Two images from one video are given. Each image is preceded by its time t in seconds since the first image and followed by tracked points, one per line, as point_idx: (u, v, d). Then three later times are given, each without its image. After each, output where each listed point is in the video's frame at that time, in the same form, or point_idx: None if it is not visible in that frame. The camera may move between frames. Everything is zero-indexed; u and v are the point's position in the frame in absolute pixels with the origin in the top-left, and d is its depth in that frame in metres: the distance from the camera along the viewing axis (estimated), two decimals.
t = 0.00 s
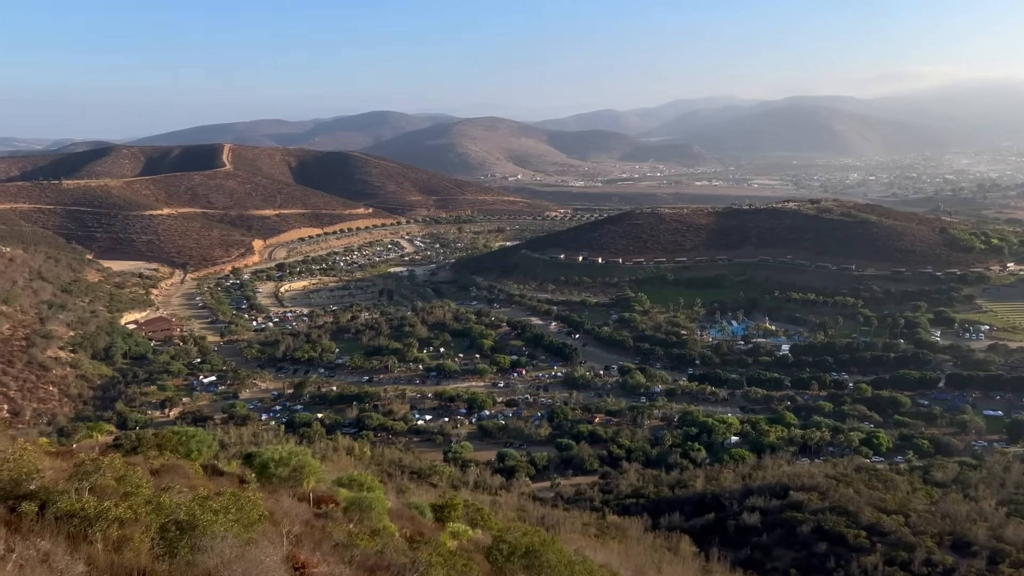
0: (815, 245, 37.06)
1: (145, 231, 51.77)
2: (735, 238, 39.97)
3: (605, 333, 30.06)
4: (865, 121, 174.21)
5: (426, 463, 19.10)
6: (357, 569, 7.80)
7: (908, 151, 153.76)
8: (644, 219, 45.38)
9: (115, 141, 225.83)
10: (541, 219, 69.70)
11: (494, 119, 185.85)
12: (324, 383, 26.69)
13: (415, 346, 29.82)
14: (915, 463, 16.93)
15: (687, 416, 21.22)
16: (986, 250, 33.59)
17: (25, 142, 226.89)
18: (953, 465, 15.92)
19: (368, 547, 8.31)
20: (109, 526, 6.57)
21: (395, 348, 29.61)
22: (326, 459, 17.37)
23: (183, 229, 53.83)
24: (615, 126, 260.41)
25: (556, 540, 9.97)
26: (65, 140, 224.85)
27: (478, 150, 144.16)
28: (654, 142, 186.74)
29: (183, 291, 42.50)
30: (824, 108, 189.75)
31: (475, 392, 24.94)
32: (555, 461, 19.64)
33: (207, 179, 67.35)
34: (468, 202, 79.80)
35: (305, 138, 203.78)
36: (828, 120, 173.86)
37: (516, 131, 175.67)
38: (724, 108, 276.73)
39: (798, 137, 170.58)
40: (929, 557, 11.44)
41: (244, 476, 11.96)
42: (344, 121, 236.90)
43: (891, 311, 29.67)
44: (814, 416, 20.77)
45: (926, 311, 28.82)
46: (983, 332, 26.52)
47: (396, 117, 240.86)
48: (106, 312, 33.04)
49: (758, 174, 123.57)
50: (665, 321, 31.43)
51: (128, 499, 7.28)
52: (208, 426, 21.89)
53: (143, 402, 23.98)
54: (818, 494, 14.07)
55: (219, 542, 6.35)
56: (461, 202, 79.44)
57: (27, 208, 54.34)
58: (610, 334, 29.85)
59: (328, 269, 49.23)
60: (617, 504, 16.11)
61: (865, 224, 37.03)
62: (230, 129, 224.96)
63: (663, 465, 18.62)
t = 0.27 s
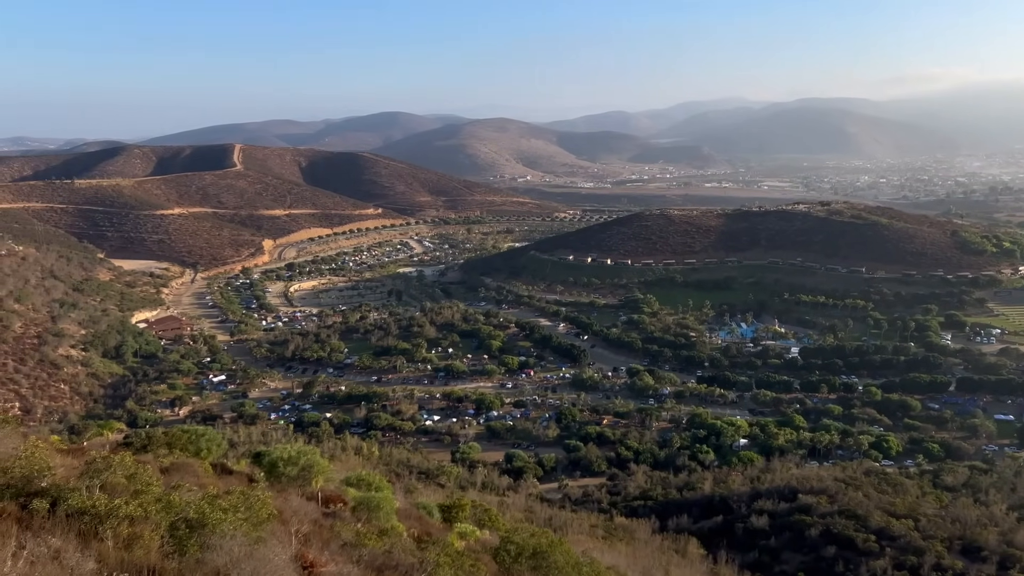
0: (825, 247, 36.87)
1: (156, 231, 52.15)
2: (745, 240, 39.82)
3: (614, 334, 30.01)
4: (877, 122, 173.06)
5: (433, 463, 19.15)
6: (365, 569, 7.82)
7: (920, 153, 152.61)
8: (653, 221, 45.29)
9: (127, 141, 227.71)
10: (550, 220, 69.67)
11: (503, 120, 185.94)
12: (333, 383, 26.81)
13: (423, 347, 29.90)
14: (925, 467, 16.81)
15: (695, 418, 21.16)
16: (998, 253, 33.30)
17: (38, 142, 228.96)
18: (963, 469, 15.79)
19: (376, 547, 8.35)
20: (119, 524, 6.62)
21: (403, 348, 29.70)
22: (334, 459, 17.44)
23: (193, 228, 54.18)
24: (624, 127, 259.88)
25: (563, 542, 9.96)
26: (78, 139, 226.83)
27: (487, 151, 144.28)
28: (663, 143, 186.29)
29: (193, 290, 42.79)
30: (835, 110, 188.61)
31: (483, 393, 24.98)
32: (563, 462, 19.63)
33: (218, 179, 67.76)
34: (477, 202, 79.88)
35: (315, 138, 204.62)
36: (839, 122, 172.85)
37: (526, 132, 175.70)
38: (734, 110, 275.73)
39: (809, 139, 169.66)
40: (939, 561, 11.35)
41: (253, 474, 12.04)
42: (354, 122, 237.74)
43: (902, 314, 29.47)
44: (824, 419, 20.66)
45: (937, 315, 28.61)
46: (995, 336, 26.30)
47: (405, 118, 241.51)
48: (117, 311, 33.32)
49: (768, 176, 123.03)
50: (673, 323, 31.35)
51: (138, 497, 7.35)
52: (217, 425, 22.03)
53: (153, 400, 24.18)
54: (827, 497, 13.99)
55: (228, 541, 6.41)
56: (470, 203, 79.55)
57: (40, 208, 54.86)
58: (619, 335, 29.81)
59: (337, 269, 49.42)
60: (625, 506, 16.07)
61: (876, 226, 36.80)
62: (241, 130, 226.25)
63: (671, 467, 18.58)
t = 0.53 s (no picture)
0: (827, 249, 36.84)
1: (159, 230, 52.23)
2: (747, 242, 39.80)
3: (615, 335, 30.01)
4: (879, 124, 172.93)
5: (434, 464, 19.14)
6: (365, 569, 7.82)
7: (923, 156, 152.43)
8: (655, 222, 45.28)
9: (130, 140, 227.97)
10: (551, 221, 69.66)
11: (505, 121, 185.93)
12: (334, 383, 26.81)
13: (424, 347, 29.91)
14: (927, 470, 16.77)
15: (696, 420, 21.14)
16: (1001, 256, 33.24)
17: (40, 141, 229.29)
18: (965, 472, 15.75)
19: (377, 547, 8.35)
20: (121, 523, 6.63)
21: (405, 348, 29.70)
22: (335, 459, 17.44)
23: (196, 228, 54.25)
24: (626, 128, 259.80)
25: (563, 543, 9.95)
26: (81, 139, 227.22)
27: (489, 152, 144.27)
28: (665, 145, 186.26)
29: (195, 290, 42.84)
30: (838, 112, 188.43)
31: (484, 394, 24.99)
32: (564, 463, 19.62)
33: (220, 179, 67.84)
34: (479, 203, 79.90)
35: (317, 139, 204.84)
36: (842, 124, 172.75)
37: (528, 133, 175.71)
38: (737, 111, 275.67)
39: (811, 140, 169.50)
40: (940, 564, 11.32)
41: (254, 474, 12.05)
42: (356, 122, 237.95)
43: (904, 316, 29.44)
44: (825, 421, 20.64)
45: (939, 317, 28.58)
46: (997, 338, 26.26)
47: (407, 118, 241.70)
48: (119, 310, 33.37)
49: (770, 178, 122.98)
50: (675, 324, 31.34)
51: (140, 496, 7.36)
52: (218, 424, 22.04)
53: (154, 399, 24.21)
54: (829, 499, 13.97)
55: (229, 540, 6.43)
56: (472, 203, 79.58)
57: (43, 207, 54.95)
58: (620, 336, 29.80)
59: (339, 269, 49.46)
60: (626, 507, 16.05)
61: (878, 228, 36.76)
62: (243, 130, 226.53)
63: (672, 468, 18.55)
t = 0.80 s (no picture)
0: (811, 250, 37.16)
1: (142, 230, 51.65)
2: (732, 242, 40.06)
3: (601, 335, 30.07)
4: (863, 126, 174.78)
5: (420, 465, 19.06)
6: (351, 570, 7.76)
7: (905, 157, 154.23)
8: (641, 222, 45.42)
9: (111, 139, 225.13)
10: (538, 221, 69.73)
11: (492, 120, 185.74)
12: (320, 383, 26.64)
13: (411, 348, 29.80)
14: (910, 469, 16.94)
15: (682, 420, 21.23)
16: (982, 257, 33.68)
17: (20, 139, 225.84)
18: (947, 471, 15.93)
19: (362, 549, 8.31)
20: (103, 525, 6.51)
21: (391, 349, 29.58)
22: (321, 460, 17.31)
23: (180, 228, 53.71)
24: (613, 129, 260.60)
25: (549, 544, 9.93)
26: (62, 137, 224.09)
27: (475, 152, 144.05)
28: (651, 146, 187.03)
29: (179, 290, 42.37)
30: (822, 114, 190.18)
31: (470, 394, 24.94)
32: (550, 463, 19.63)
33: (204, 178, 67.20)
34: (465, 203, 79.75)
35: (303, 138, 203.52)
36: (826, 126, 174.41)
37: (515, 133, 175.72)
38: (722, 113, 277.41)
39: (795, 142, 170.99)
40: (923, 563, 11.45)
41: (238, 475, 11.94)
42: (342, 121, 236.76)
43: (887, 317, 29.75)
44: (810, 421, 20.81)
45: (921, 317, 28.90)
46: (979, 339, 26.63)
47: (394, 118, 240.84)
48: (101, 311, 32.95)
49: (755, 179, 123.90)
50: (660, 325, 31.47)
51: (122, 498, 7.26)
52: (202, 425, 21.80)
53: (138, 400, 23.92)
54: (813, 499, 14.08)
55: (213, 541, 6.37)
56: (459, 203, 79.46)
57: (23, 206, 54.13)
58: (606, 337, 29.87)
59: (324, 269, 49.17)
60: (612, 507, 16.08)
61: (862, 229, 37.13)
62: (228, 129, 224.64)
63: (658, 468, 18.62)
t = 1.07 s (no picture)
0: (775, 250, 37.83)
1: (102, 231, 50.24)
2: (698, 243, 40.57)
3: (571, 335, 30.17)
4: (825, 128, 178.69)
5: (389, 467, 18.86)
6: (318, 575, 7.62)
7: (866, 159, 158.10)
8: (609, 223, 45.71)
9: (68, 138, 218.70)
10: (507, 222, 69.70)
11: (461, 121, 185.28)
12: (287, 386, 26.19)
13: (379, 349, 29.49)
14: (873, 465, 17.34)
15: (651, 419, 21.40)
16: (941, 257, 34.60)
17: None
18: (909, 466, 16.33)
19: (330, 552, 8.16)
20: (62, 533, 6.24)
21: (359, 350, 29.23)
22: (288, 463, 17.00)
23: (142, 228, 52.38)
24: (581, 130, 262.05)
25: (519, 544, 9.90)
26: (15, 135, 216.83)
27: (444, 152, 143.45)
28: (619, 147, 188.54)
29: (142, 292, 41.29)
30: (784, 116, 193.95)
31: (440, 395, 24.77)
32: (520, 463, 19.60)
33: (167, 178, 65.66)
34: (434, 204, 79.30)
35: (268, 138, 200.29)
36: (789, 128, 177.91)
37: (483, 134, 175.56)
38: (689, 115, 280.95)
39: (759, 144, 174.11)
40: (885, 556, 11.72)
41: (203, 480, 11.65)
42: (309, 121, 233.71)
43: (849, 315, 30.43)
44: (776, 419, 21.15)
45: (883, 316, 29.62)
46: (938, 336, 27.41)
47: (361, 117, 238.60)
48: (60, 313, 31.93)
49: (721, 180, 125.77)
50: (629, 324, 31.71)
51: (82, 504, 6.98)
52: (166, 430, 21.26)
53: (99, 405, 23.23)
54: (779, 495, 14.31)
55: (177, 547, 6.20)
56: (428, 204, 79.00)
57: None
58: (575, 337, 29.98)
59: (291, 271, 48.42)
60: (582, 506, 16.13)
61: (824, 230, 37.92)
62: (190, 127, 219.98)
63: (626, 467, 18.74)
